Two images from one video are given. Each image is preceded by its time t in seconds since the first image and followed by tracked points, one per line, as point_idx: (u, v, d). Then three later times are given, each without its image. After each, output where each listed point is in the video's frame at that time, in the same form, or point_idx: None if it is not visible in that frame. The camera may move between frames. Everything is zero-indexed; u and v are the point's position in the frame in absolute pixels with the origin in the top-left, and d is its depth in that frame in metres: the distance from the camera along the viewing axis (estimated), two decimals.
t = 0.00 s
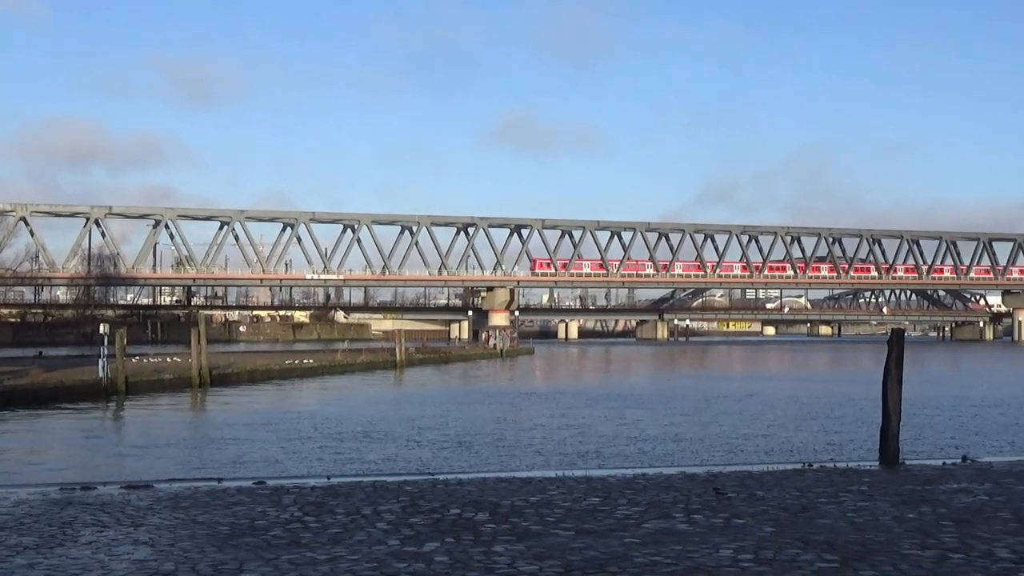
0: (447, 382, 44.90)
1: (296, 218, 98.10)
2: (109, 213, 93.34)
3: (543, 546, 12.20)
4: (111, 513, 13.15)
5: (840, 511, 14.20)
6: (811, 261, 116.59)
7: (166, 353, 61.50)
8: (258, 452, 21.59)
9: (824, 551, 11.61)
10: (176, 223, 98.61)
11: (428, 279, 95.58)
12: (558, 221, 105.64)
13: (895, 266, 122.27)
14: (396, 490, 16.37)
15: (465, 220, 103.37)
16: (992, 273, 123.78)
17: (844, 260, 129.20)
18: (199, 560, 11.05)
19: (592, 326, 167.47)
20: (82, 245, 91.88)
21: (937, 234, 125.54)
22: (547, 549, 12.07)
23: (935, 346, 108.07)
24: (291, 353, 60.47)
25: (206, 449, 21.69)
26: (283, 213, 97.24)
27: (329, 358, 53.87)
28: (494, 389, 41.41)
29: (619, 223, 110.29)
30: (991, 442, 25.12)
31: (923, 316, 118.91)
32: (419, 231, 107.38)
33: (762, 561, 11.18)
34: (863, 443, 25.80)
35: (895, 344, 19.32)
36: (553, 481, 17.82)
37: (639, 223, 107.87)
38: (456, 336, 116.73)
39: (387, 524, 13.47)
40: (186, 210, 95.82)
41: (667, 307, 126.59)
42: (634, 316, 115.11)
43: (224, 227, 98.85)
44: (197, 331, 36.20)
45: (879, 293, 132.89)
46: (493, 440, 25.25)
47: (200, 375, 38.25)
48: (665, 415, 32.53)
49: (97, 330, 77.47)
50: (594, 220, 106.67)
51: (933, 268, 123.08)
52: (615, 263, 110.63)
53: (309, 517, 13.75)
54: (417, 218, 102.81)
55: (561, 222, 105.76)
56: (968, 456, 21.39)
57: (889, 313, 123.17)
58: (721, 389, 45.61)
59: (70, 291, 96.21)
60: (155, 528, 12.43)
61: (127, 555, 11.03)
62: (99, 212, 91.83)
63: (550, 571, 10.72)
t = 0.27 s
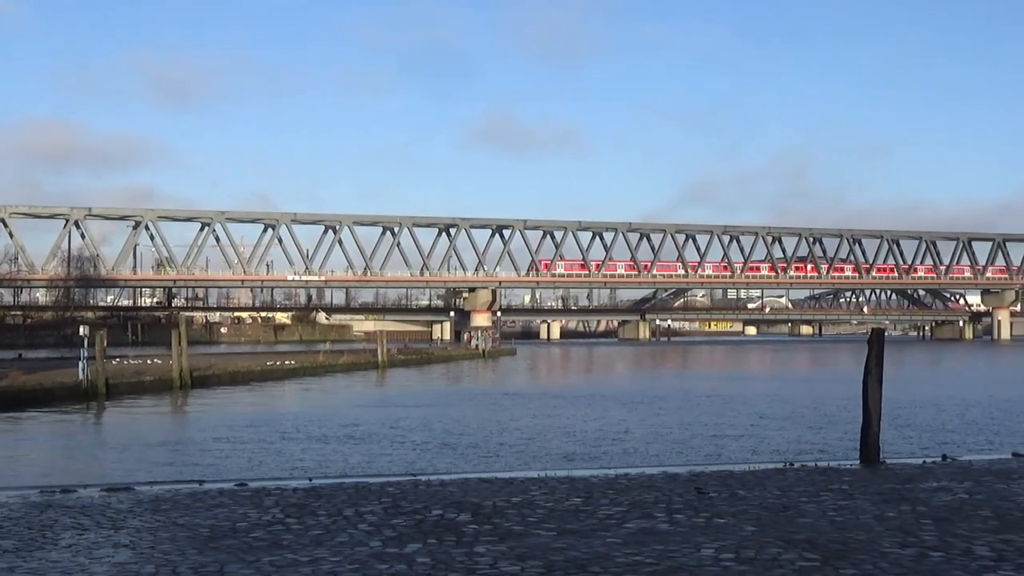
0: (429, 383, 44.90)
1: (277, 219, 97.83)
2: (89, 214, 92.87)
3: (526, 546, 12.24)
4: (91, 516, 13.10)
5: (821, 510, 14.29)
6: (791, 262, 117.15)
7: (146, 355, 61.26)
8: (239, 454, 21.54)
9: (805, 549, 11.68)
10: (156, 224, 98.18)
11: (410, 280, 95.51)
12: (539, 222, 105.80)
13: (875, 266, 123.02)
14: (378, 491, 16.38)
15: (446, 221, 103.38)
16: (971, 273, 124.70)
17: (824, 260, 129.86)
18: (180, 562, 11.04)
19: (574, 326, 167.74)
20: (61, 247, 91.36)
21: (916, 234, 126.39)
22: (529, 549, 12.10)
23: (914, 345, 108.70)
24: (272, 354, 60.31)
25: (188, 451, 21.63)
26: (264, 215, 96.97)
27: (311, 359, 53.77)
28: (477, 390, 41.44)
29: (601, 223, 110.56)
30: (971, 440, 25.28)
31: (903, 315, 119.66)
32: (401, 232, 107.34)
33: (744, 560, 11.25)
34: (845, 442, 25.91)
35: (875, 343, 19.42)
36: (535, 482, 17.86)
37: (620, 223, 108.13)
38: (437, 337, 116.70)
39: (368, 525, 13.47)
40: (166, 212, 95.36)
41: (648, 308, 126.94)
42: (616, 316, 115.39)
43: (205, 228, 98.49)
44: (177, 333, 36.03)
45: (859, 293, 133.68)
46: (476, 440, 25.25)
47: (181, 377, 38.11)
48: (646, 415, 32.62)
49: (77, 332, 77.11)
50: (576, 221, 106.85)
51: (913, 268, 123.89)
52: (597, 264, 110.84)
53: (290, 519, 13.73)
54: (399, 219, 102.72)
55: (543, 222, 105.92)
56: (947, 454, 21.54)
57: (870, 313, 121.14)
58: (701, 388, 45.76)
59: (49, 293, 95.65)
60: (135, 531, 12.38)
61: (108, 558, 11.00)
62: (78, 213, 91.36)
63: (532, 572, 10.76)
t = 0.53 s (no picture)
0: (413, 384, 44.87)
1: (260, 219, 97.53)
2: (71, 215, 92.36)
3: (509, 546, 12.29)
4: (74, 518, 13.06)
5: (804, 509, 14.37)
6: (774, 262, 117.63)
7: (129, 356, 61.01)
8: (223, 455, 21.46)
9: (789, 549, 11.75)
10: (138, 225, 97.73)
11: (393, 281, 95.38)
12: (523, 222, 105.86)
13: (858, 266, 123.66)
14: (362, 492, 16.37)
15: (430, 222, 103.33)
16: (953, 272, 125.47)
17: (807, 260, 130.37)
18: (163, 564, 11.02)
19: (558, 326, 167.93)
20: (43, 248, 90.84)
21: (899, 234, 127.07)
22: (513, 550, 12.12)
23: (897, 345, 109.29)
24: (256, 355, 60.13)
25: (170, 453, 21.54)
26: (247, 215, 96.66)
27: (295, 360, 53.65)
28: (461, 390, 41.44)
29: (585, 223, 110.70)
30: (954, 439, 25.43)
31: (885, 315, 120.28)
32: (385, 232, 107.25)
33: (728, 559, 11.31)
34: (830, 442, 26.02)
35: (857, 343, 19.52)
36: (519, 482, 17.88)
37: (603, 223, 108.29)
38: (422, 338, 116.62)
39: (353, 526, 13.47)
40: (149, 213, 94.98)
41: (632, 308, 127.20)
42: (600, 316, 115.57)
43: (188, 229, 98.12)
44: (160, 334, 35.90)
45: (842, 292, 134.36)
46: (460, 441, 25.23)
47: (164, 378, 37.95)
48: (631, 415, 32.65)
49: (58, 333, 76.66)
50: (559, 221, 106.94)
51: (896, 267, 124.58)
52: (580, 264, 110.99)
53: (274, 520, 13.72)
54: (382, 219, 102.59)
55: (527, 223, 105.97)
56: (928, 453, 21.61)
57: (853, 313, 121.02)
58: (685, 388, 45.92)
59: (31, 294, 95.10)
60: (118, 533, 12.35)
61: (91, 560, 10.97)
62: (60, 214, 90.84)
63: (516, 572, 10.79)
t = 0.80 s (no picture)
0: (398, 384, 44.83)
1: (244, 220, 97.24)
2: (53, 216, 91.85)
3: (493, 547, 12.30)
4: (56, 519, 13.02)
5: (788, 509, 14.42)
6: (758, 262, 118.11)
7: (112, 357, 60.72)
8: (205, 457, 21.39)
9: (773, 547, 11.81)
10: (121, 226, 97.28)
11: (377, 281, 95.24)
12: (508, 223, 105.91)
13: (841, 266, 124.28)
14: (346, 492, 16.39)
15: (414, 222, 103.30)
16: (935, 272, 126.20)
17: (790, 259, 130.88)
18: (146, 566, 10.99)
19: (543, 326, 168.10)
20: (24, 249, 90.33)
21: (882, 234, 127.74)
22: (497, 550, 12.14)
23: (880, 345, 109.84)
24: (240, 356, 60.04)
25: (152, 454, 21.46)
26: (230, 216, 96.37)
27: (279, 361, 53.54)
28: (445, 391, 41.46)
29: (569, 224, 110.85)
30: (936, 438, 25.58)
31: (868, 315, 120.79)
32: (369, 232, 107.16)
33: (712, 559, 11.35)
34: (812, 441, 26.11)
35: (840, 343, 19.63)
36: (504, 482, 17.91)
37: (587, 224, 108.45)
38: (406, 339, 116.53)
39: (337, 527, 13.47)
40: (132, 213, 94.57)
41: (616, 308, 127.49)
42: (584, 316, 115.77)
43: (170, 230, 97.75)
44: (143, 336, 35.77)
45: (825, 292, 135.01)
46: (444, 442, 25.21)
47: (147, 379, 37.82)
48: (616, 415, 32.67)
49: (40, 334, 76.24)
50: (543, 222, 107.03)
51: (878, 267, 125.24)
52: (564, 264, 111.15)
53: (258, 521, 13.69)
54: (366, 220, 102.45)
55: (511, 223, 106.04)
56: (913, 452, 21.67)
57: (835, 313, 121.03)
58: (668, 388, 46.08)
59: (13, 296, 94.55)
60: (100, 535, 12.31)
61: (72, 563, 10.92)
62: (42, 215, 90.34)
63: (501, 573, 10.81)
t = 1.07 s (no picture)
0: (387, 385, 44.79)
1: (232, 221, 97.05)
2: (40, 217, 91.48)
3: (482, 548, 12.31)
4: (42, 522, 12.99)
5: (775, 508, 14.46)
6: (746, 262, 118.40)
7: (99, 359, 60.54)
8: (193, 458, 21.40)
9: (761, 547, 11.86)
10: (108, 227, 96.97)
11: (365, 282, 95.13)
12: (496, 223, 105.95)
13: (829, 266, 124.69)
14: (335, 494, 16.36)
15: (403, 223, 103.23)
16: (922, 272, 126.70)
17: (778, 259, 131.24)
18: (134, 568, 10.97)
19: (531, 326, 168.21)
20: (11, 250, 89.96)
21: (869, 234, 128.21)
22: (487, 550, 12.16)
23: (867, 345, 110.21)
24: (229, 357, 59.93)
25: (139, 456, 21.42)
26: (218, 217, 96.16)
27: (267, 362, 53.43)
28: (434, 392, 41.45)
29: (557, 224, 110.93)
30: (924, 438, 25.66)
31: (856, 315, 121.18)
32: (356, 232, 107.05)
33: (700, 559, 11.39)
34: (799, 441, 26.20)
35: (828, 343, 19.71)
36: (493, 483, 17.92)
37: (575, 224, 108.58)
38: (394, 339, 116.46)
39: (325, 528, 13.47)
40: (118, 214, 94.26)
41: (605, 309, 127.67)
42: (573, 317, 115.88)
43: (158, 231, 97.49)
44: (130, 337, 35.67)
45: (812, 292, 135.46)
46: (432, 443, 25.21)
47: (134, 381, 37.70)
48: (604, 416, 32.71)
49: (27, 336, 75.93)
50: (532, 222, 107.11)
51: (866, 267, 125.70)
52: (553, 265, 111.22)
53: (246, 523, 13.67)
54: (354, 221, 102.31)
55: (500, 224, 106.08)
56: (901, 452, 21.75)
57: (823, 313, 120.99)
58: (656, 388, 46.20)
59: None
60: (88, 537, 12.27)
61: (60, 565, 10.90)
62: (29, 216, 89.97)
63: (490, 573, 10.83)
